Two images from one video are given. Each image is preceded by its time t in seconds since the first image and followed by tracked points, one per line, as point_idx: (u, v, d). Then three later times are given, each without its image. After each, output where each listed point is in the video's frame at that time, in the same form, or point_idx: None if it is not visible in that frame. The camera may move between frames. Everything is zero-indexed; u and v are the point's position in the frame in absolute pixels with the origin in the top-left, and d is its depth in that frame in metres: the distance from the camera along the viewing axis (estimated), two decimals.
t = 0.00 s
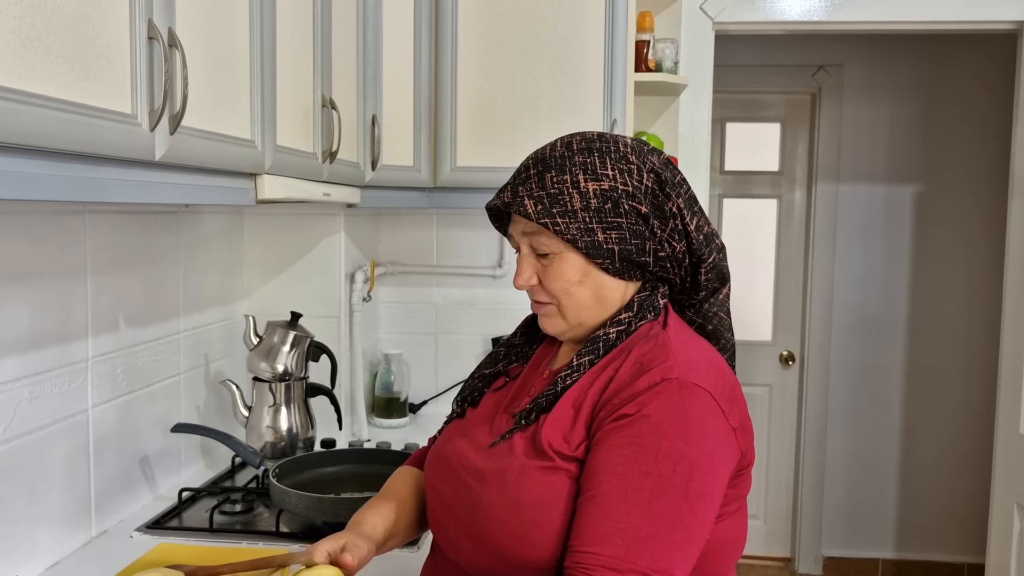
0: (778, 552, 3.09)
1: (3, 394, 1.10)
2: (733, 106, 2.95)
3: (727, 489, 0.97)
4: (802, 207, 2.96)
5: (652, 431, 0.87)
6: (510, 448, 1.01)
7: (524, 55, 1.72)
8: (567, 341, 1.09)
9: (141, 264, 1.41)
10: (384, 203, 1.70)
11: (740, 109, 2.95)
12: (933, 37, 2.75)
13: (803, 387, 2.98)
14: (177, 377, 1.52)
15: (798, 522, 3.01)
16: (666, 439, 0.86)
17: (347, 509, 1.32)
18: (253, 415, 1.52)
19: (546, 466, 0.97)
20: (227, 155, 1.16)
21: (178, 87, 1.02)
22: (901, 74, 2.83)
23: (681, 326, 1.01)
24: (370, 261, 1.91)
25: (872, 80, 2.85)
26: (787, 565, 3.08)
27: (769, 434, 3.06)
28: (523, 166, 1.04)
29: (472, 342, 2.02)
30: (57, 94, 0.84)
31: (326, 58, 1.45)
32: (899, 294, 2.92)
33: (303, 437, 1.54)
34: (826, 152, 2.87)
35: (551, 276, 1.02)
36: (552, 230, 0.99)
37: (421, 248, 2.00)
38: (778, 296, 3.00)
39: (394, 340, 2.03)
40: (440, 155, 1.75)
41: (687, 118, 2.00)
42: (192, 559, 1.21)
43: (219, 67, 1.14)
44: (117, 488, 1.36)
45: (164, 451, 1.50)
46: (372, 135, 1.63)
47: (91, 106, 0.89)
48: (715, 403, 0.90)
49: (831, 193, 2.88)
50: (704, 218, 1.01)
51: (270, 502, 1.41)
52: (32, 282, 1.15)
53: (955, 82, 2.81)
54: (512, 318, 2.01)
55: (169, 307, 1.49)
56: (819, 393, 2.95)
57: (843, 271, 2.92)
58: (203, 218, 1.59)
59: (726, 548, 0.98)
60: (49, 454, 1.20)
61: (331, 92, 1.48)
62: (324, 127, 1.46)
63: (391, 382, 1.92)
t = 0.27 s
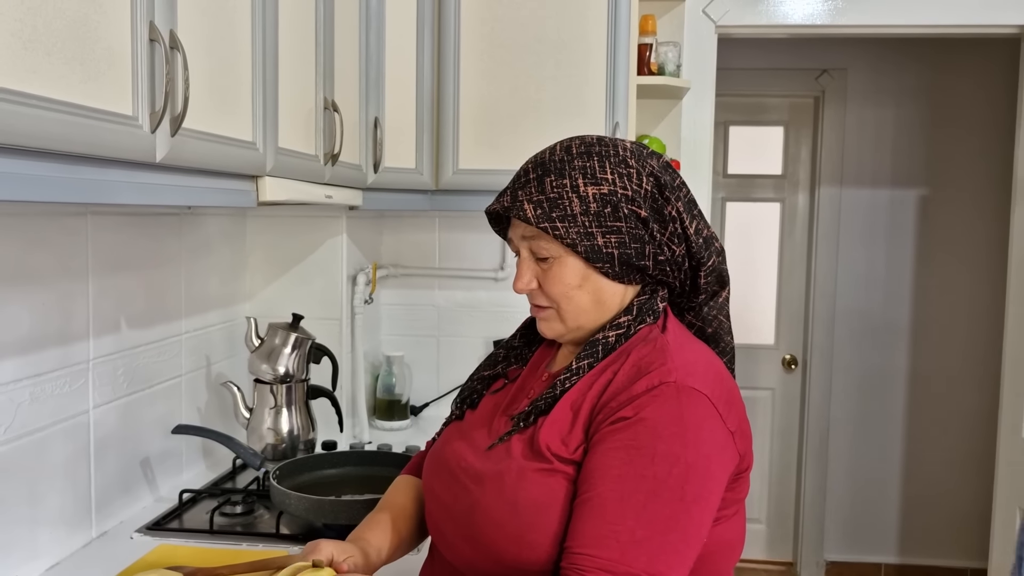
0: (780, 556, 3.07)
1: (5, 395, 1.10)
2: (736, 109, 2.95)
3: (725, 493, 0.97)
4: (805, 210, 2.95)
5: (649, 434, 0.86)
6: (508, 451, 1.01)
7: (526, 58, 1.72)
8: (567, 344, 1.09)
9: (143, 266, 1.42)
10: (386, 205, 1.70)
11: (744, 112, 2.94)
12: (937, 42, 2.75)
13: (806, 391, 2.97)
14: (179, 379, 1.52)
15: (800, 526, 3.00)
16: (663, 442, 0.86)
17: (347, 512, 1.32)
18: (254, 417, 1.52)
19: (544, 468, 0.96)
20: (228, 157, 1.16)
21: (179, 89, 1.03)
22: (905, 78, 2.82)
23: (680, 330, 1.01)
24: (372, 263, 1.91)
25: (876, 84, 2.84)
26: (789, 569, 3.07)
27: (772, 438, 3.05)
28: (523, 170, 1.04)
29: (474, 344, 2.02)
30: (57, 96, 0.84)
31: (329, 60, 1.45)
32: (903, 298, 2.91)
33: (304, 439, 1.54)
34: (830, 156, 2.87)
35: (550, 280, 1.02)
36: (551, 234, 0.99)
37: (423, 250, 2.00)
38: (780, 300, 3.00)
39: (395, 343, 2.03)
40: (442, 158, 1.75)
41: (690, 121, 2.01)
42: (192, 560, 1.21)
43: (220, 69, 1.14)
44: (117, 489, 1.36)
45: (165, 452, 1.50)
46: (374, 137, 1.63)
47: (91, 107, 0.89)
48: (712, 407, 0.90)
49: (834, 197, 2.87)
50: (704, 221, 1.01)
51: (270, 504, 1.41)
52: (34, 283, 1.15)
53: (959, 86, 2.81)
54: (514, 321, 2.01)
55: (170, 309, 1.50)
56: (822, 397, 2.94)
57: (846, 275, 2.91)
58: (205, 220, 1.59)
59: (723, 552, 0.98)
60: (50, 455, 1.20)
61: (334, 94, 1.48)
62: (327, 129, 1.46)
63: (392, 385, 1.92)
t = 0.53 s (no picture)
0: (781, 561, 3.06)
1: (3, 396, 1.10)
2: (738, 113, 2.94)
3: (722, 497, 0.96)
4: (806, 214, 2.95)
5: (646, 436, 0.86)
6: (505, 454, 1.01)
7: (526, 62, 1.72)
8: (564, 347, 1.09)
9: (143, 269, 1.42)
10: (386, 208, 1.70)
11: (744, 116, 2.94)
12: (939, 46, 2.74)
13: (806, 395, 2.96)
14: (178, 381, 1.53)
15: (802, 531, 2.99)
16: (659, 444, 0.85)
17: (345, 514, 1.32)
18: (253, 420, 1.52)
19: (540, 472, 0.96)
20: (226, 159, 1.16)
21: (178, 92, 1.03)
22: (907, 82, 2.82)
23: (677, 334, 1.01)
24: (372, 266, 1.91)
25: (877, 88, 2.84)
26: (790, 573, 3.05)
27: (772, 442, 3.04)
28: (520, 173, 1.04)
29: (474, 347, 2.02)
30: (55, 98, 0.84)
31: (328, 63, 1.45)
32: (904, 302, 2.90)
33: (303, 441, 1.54)
34: (831, 159, 2.86)
35: (547, 283, 1.02)
36: (548, 236, 0.98)
37: (423, 253, 2.01)
38: (781, 304, 2.99)
39: (395, 346, 2.04)
40: (442, 161, 1.75)
41: (690, 125, 2.01)
42: (190, 563, 1.21)
43: (218, 72, 1.14)
44: (116, 491, 1.37)
45: (164, 455, 1.50)
46: (374, 140, 1.63)
47: (89, 110, 0.89)
48: (708, 409, 0.89)
49: (835, 201, 2.87)
50: (700, 225, 1.01)
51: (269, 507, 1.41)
52: (33, 286, 1.16)
53: (960, 89, 2.80)
54: (513, 325, 2.01)
55: (170, 311, 1.50)
56: (823, 401, 2.94)
57: (847, 279, 2.91)
58: (205, 222, 1.59)
59: (721, 557, 0.98)
60: (49, 457, 1.20)
61: (333, 97, 1.48)
62: (326, 132, 1.46)
63: (392, 388, 1.92)
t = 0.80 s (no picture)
0: (779, 565, 3.05)
1: None
2: (736, 116, 2.93)
3: (714, 504, 0.96)
4: (804, 217, 2.94)
5: (638, 442, 0.86)
6: (498, 459, 1.01)
7: (521, 66, 1.72)
8: (557, 354, 1.09)
9: (138, 273, 1.42)
10: (381, 212, 1.70)
11: (742, 119, 2.93)
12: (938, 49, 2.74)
13: (804, 399, 2.96)
14: (174, 385, 1.53)
15: (799, 535, 2.99)
16: (651, 450, 0.85)
17: (339, 518, 1.32)
18: (249, 424, 1.52)
19: (532, 477, 0.96)
20: (220, 164, 1.16)
21: (171, 97, 1.03)
22: (905, 85, 2.82)
23: (670, 341, 1.00)
24: (369, 269, 1.92)
25: (875, 91, 2.84)
26: None
27: (770, 446, 3.03)
28: (511, 179, 1.04)
29: (470, 351, 2.03)
30: (47, 104, 0.84)
31: (323, 67, 1.45)
32: (901, 307, 2.90)
33: (298, 445, 1.54)
34: (829, 163, 2.86)
35: (538, 289, 1.02)
36: (538, 243, 0.98)
37: (419, 257, 2.01)
38: (779, 308, 2.98)
39: (392, 349, 2.04)
40: (438, 165, 1.75)
41: (686, 128, 2.02)
42: (183, 567, 1.21)
43: (212, 77, 1.14)
44: (111, 495, 1.37)
45: (159, 459, 1.50)
46: (370, 144, 1.63)
47: (82, 116, 0.90)
48: (701, 416, 0.89)
49: (833, 205, 2.87)
50: (693, 231, 1.01)
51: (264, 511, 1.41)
52: (27, 290, 1.16)
53: (959, 92, 2.80)
54: (510, 329, 2.02)
55: (166, 315, 1.50)
56: (821, 405, 2.93)
57: (845, 283, 2.91)
58: (201, 226, 1.60)
59: (712, 564, 0.97)
60: (42, 461, 1.20)
61: (328, 101, 1.48)
62: (321, 136, 1.46)
63: (388, 391, 1.91)
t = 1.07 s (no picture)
0: (768, 568, 3.06)
1: None
2: (724, 120, 2.93)
3: (694, 512, 0.95)
4: (792, 220, 2.95)
5: (618, 451, 0.85)
6: (478, 467, 1.00)
7: (507, 71, 1.72)
8: (538, 360, 1.08)
9: (119, 278, 1.41)
10: (366, 216, 1.69)
11: (730, 123, 2.93)
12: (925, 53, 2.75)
13: (792, 402, 2.96)
14: (156, 391, 1.52)
15: (788, 538, 2.99)
16: (630, 459, 0.84)
17: (321, 526, 1.31)
18: (231, 430, 1.51)
19: (512, 486, 0.95)
20: (200, 170, 1.15)
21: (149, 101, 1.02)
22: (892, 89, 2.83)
23: (650, 347, 1.00)
24: (354, 274, 1.92)
25: (862, 95, 2.85)
26: None
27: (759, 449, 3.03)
28: (486, 187, 1.04)
29: (456, 356, 2.03)
30: (22, 111, 0.83)
31: (306, 72, 1.45)
32: (890, 310, 2.91)
33: (281, 451, 1.53)
34: (817, 166, 2.87)
35: (514, 295, 1.01)
36: (512, 249, 0.98)
37: (405, 261, 2.01)
38: (767, 312, 2.99)
39: (378, 354, 2.04)
40: (423, 169, 1.75)
41: (672, 132, 2.03)
42: None
43: (191, 82, 1.13)
44: (91, 502, 1.36)
45: (141, 465, 1.49)
46: (354, 148, 1.63)
47: (60, 122, 0.89)
48: (681, 424, 0.89)
49: (821, 208, 2.88)
50: (669, 235, 1.00)
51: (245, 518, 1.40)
52: (5, 297, 1.15)
53: (946, 96, 2.82)
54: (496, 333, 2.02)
55: (148, 321, 1.49)
56: (809, 408, 2.94)
57: (834, 286, 2.91)
58: (184, 231, 1.59)
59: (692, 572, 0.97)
60: (21, 469, 1.19)
61: (312, 106, 1.47)
62: (304, 140, 1.45)
63: (374, 397, 1.91)
